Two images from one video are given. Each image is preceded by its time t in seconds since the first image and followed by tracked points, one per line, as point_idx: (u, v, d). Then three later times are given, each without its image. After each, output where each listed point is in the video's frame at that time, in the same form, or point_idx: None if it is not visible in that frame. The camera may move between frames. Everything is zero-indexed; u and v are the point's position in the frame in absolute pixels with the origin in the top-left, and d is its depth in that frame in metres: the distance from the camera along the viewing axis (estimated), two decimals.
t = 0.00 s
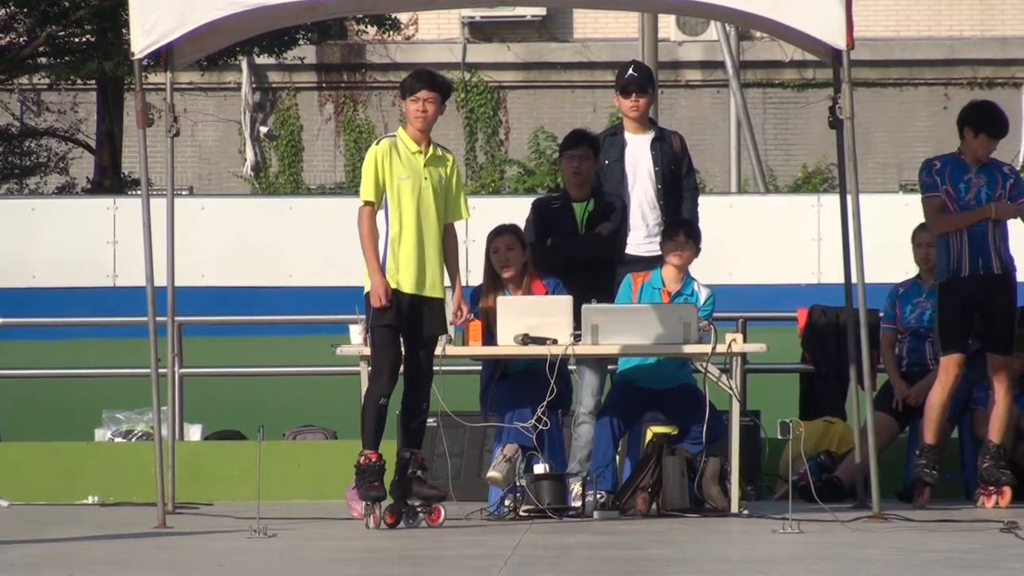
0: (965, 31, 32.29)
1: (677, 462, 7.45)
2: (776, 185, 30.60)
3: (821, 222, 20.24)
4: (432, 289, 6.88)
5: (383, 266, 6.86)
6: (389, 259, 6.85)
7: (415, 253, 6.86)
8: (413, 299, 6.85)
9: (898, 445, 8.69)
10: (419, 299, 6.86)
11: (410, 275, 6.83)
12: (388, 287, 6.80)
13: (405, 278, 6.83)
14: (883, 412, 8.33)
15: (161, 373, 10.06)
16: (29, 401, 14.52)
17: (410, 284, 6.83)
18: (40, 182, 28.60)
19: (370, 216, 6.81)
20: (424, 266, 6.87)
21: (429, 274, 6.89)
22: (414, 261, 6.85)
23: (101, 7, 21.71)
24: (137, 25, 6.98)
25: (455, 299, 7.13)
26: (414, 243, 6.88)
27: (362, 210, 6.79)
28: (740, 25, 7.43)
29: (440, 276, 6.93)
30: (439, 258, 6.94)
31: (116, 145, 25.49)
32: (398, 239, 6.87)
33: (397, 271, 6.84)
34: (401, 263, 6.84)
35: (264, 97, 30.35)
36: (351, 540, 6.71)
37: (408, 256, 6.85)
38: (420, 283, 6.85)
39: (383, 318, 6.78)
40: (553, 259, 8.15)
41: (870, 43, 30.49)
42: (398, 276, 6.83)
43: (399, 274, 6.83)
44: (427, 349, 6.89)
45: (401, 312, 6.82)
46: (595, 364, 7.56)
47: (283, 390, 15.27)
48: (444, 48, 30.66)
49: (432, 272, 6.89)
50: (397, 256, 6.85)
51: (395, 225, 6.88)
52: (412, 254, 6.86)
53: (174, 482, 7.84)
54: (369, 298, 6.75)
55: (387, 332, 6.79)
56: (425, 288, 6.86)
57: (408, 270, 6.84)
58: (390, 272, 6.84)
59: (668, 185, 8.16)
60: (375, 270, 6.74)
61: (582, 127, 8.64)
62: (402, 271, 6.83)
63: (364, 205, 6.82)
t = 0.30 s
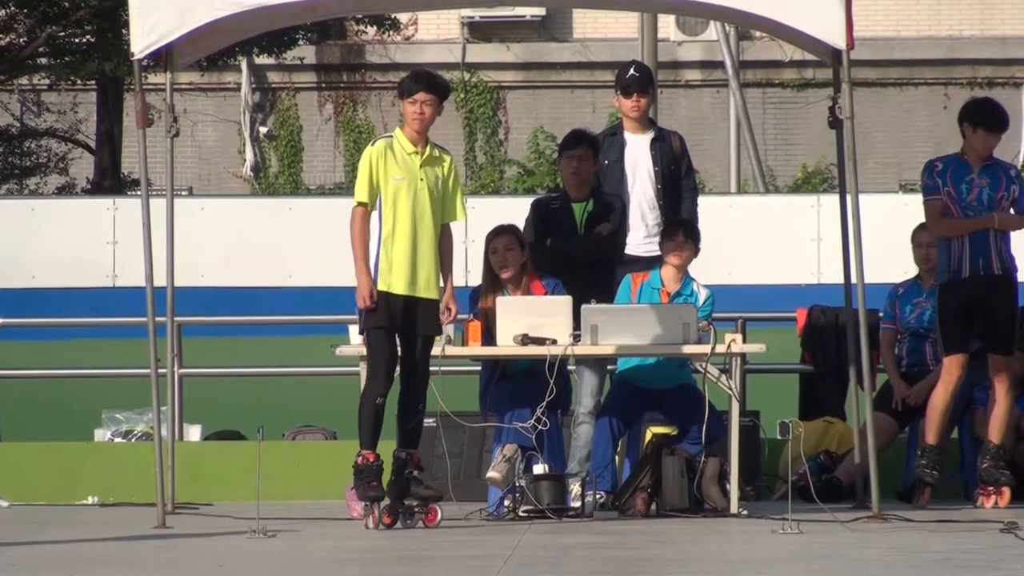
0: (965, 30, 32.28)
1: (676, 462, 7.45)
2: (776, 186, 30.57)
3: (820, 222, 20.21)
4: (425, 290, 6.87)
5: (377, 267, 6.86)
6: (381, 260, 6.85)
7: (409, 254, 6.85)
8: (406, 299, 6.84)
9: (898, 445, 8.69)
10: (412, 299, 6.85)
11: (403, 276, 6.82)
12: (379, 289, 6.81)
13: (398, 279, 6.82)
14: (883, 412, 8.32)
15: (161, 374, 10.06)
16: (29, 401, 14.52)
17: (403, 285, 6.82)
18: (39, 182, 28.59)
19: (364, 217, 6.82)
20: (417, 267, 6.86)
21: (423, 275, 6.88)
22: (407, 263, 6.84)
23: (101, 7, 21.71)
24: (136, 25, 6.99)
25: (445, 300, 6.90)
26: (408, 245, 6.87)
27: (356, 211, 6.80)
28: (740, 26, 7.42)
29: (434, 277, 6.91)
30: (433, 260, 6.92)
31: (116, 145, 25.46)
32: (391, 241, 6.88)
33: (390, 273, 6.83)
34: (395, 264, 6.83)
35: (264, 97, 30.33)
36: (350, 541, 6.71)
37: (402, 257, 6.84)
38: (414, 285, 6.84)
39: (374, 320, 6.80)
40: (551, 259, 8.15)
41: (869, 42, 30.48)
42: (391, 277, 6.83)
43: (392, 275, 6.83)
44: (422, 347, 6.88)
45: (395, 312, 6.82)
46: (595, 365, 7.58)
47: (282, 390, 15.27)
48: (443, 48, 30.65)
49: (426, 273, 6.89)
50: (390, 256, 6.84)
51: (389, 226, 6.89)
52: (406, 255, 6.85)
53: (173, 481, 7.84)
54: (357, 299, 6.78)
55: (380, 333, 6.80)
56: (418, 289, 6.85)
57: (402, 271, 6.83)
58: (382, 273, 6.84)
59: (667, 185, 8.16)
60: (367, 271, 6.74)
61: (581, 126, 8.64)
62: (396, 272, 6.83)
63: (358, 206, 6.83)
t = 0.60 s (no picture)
0: (964, 31, 32.28)
1: (676, 462, 7.44)
2: (776, 186, 30.57)
3: (820, 222, 20.20)
4: (422, 290, 6.87)
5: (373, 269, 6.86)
6: (376, 263, 6.86)
7: (405, 255, 6.85)
8: (403, 301, 6.84)
9: (897, 446, 8.69)
10: (408, 300, 6.85)
11: (400, 277, 6.83)
12: (375, 291, 6.82)
13: (393, 281, 6.82)
14: (883, 413, 8.32)
15: (161, 374, 10.07)
16: (29, 401, 14.52)
17: (398, 286, 6.82)
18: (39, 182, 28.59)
19: (354, 220, 6.86)
20: (413, 267, 6.86)
21: (419, 276, 6.87)
22: (402, 264, 6.84)
23: (100, 7, 21.72)
24: (137, 25, 6.99)
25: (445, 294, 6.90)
26: (403, 246, 6.87)
27: (346, 215, 6.83)
28: (740, 26, 7.42)
29: (430, 277, 6.91)
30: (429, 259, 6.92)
31: (116, 145, 25.45)
32: (386, 242, 6.88)
33: (386, 275, 6.83)
34: (390, 266, 6.83)
35: (264, 97, 30.32)
36: (351, 540, 6.72)
37: (396, 259, 6.84)
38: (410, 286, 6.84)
39: (369, 323, 6.81)
40: (551, 259, 8.16)
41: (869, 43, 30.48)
42: (387, 280, 6.83)
43: (387, 278, 6.83)
44: (418, 348, 6.88)
45: (390, 314, 6.82)
46: (595, 365, 7.60)
47: (281, 391, 15.26)
48: (443, 49, 30.61)
49: (422, 273, 6.88)
50: (384, 259, 6.85)
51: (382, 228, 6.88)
52: (401, 256, 6.84)
53: (173, 481, 7.85)
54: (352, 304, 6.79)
55: (375, 334, 6.81)
56: (415, 289, 6.85)
57: (397, 272, 6.83)
58: (377, 275, 6.84)
59: (667, 185, 8.16)
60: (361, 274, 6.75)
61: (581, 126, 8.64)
62: (391, 275, 6.83)
63: (348, 210, 6.86)
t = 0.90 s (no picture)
0: (964, 32, 32.28)
1: (675, 464, 7.44)
2: (775, 187, 30.55)
3: (819, 223, 20.19)
4: (416, 293, 6.87)
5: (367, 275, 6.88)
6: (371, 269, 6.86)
7: (398, 259, 6.86)
8: (397, 306, 6.86)
9: (897, 447, 8.69)
10: (402, 305, 6.85)
11: (394, 282, 6.84)
12: (370, 298, 6.82)
13: (388, 285, 6.84)
14: (882, 415, 8.32)
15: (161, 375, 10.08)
16: (28, 402, 14.53)
17: (392, 291, 6.83)
18: (38, 182, 28.57)
19: (349, 229, 6.84)
20: (407, 272, 6.87)
21: (414, 279, 6.88)
22: (395, 269, 6.85)
23: (100, 8, 21.72)
24: (136, 27, 6.99)
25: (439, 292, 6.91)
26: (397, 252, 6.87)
27: (340, 224, 6.83)
28: (739, 26, 7.41)
29: (423, 279, 6.91)
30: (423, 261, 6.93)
31: (115, 146, 25.45)
32: (379, 247, 6.88)
33: (380, 281, 6.84)
34: (384, 273, 6.84)
35: (264, 98, 30.33)
36: (350, 542, 6.73)
37: (390, 265, 6.85)
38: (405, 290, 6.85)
39: (365, 328, 6.80)
40: (551, 260, 8.16)
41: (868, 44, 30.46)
42: (381, 286, 6.84)
43: (382, 285, 6.84)
44: (413, 350, 6.87)
45: (385, 319, 6.82)
46: (595, 367, 7.66)
47: (281, 392, 15.26)
48: (443, 49, 30.44)
49: (416, 275, 6.89)
50: (378, 265, 6.85)
51: (375, 233, 6.88)
52: (394, 262, 6.85)
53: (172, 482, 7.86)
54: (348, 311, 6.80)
55: (371, 339, 6.81)
56: (409, 292, 6.86)
57: (392, 278, 6.84)
58: (371, 282, 6.85)
59: (667, 186, 8.16)
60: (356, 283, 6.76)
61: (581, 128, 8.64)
62: (386, 281, 6.84)
63: (341, 218, 6.86)
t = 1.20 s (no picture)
0: (963, 34, 32.29)
1: (674, 463, 7.47)
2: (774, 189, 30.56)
3: (818, 224, 20.19)
4: (411, 295, 6.86)
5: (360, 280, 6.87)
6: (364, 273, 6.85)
7: (392, 262, 6.85)
8: (392, 309, 6.85)
9: (896, 447, 8.70)
10: (397, 307, 6.85)
11: (388, 285, 6.83)
12: (364, 303, 6.82)
13: (382, 288, 6.82)
14: (881, 416, 8.33)
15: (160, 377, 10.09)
16: (28, 404, 14.52)
17: (387, 294, 6.82)
18: (37, 184, 28.54)
19: (339, 235, 6.86)
20: (401, 275, 6.86)
21: (408, 281, 6.87)
22: (389, 273, 6.84)
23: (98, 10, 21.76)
24: (133, 29, 7.00)
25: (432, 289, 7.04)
26: (390, 255, 6.87)
27: (330, 230, 6.83)
28: (738, 29, 7.41)
29: (418, 281, 6.90)
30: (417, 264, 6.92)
31: (115, 148, 25.44)
32: (372, 251, 6.87)
33: (374, 285, 6.83)
34: (378, 277, 6.83)
35: (263, 100, 30.33)
36: (350, 543, 6.73)
37: (383, 268, 6.84)
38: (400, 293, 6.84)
39: (360, 332, 6.83)
40: (550, 261, 8.15)
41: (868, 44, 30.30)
42: (376, 289, 6.82)
43: (377, 288, 6.82)
44: (414, 348, 6.82)
45: (380, 321, 6.83)
46: (595, 368, 7.67)
47: (284, 393, 15.30)
48: (442, 51, 30.28)
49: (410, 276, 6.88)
50: (371, 270, 6.84)
51: (368, 238, 6.87)
52: (388, 266, 6.85)
53: (171, 484, 7.87)
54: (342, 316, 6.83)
55: (365, 340, 6.84)
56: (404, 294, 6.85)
57: (386, 282, 6.83)
58: (365, 286, 6.83)
59: (666, 189, 8.19)
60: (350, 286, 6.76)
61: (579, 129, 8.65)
62: (380, 284, 6.82)
63: (332, 224, 6.86)
